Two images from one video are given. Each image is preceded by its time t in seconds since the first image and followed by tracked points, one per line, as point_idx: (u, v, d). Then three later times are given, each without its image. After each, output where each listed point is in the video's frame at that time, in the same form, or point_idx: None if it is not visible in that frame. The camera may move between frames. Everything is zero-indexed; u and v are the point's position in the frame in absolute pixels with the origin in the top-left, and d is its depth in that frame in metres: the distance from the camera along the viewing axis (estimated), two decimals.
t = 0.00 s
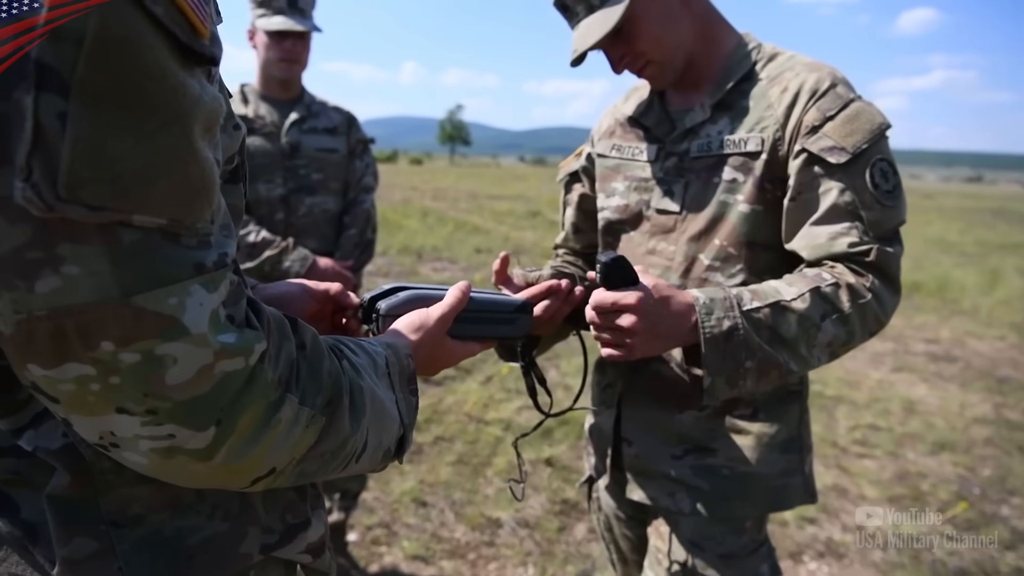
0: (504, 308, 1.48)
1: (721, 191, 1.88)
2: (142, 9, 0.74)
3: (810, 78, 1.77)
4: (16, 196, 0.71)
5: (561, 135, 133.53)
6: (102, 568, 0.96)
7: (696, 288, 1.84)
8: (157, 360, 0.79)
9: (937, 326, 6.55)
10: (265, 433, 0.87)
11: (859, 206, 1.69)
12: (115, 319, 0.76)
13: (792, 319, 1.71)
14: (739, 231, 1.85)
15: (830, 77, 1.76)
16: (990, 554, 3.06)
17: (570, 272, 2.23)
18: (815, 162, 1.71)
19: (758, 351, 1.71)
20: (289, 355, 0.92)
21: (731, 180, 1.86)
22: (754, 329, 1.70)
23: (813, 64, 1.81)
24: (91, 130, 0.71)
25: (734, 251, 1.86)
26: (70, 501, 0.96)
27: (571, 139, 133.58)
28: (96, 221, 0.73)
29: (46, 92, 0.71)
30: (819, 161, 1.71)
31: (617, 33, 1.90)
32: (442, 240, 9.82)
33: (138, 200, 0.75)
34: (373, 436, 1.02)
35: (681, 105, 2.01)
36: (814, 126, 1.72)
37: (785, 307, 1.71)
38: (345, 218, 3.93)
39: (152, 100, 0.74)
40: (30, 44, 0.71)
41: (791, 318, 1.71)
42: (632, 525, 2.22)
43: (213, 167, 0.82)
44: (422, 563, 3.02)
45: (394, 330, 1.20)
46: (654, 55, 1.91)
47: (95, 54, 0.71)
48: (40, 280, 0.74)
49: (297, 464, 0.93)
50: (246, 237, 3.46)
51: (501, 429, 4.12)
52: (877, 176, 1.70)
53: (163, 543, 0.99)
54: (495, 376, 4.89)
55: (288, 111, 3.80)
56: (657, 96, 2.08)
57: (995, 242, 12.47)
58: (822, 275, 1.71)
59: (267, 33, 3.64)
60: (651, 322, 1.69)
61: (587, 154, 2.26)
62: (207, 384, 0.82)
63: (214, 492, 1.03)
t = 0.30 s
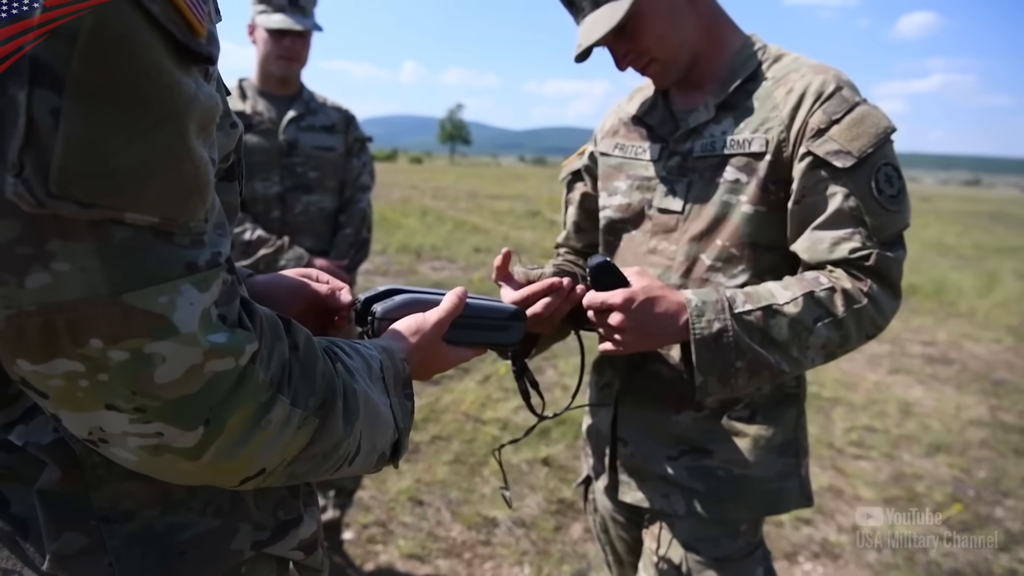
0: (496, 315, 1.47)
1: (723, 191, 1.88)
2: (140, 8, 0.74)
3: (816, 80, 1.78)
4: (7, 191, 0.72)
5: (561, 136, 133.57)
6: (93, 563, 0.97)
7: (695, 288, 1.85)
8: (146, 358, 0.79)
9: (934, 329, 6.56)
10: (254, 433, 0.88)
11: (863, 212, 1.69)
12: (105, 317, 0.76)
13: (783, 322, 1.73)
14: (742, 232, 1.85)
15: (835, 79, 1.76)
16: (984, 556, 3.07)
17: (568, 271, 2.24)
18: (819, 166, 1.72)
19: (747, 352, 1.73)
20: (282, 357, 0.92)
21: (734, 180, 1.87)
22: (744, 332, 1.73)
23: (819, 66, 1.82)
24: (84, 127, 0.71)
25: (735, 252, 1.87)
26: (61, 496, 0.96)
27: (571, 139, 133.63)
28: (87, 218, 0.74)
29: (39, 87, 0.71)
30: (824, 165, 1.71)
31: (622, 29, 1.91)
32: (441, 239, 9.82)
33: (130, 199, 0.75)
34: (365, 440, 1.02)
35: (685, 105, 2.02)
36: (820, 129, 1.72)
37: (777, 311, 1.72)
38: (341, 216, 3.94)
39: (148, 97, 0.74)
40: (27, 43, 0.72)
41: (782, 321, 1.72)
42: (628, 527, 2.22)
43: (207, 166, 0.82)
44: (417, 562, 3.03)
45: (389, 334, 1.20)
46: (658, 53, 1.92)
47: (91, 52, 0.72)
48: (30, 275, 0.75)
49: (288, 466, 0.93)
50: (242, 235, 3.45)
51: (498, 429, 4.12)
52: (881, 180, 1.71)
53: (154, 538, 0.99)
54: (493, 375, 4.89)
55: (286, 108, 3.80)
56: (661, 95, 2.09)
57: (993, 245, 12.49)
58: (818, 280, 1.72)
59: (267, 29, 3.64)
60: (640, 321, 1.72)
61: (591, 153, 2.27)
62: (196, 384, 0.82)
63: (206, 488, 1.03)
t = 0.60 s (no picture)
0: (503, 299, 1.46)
1: (735, 163, 1.87)
2: None
3: (825, 46, 1.76)
4: (25, 187, 0.72)
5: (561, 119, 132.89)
6: (126, 554, 0.97)
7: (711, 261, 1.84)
8: (170, 349, 0.79)
9: (945, 297, 6.52)
10: (279, 421, 0.87)
11: (880, 177, 1.68)
12: (127, 309, 0.76)
13: (801, 291, 1.72)
14: (756, 203, 1.84)
15: (846, 45, 1.75)
16: (1003, 521, 3.08)
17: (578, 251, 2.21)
18: (834, 133, 1.70)
19: (765, 321, 1.72)
20: (303, 345, 0.91)
21: (747, 151, 1.85)
22: (762, 301, 1.72)
23: (828, 32, 1.80)
24: (98, 119, 0.72)
25: (749, 224, 1.86)
26: (92, 489, 0.97)
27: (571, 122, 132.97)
28: (107, 210, 0.74)
29: (53, 81, 0.71)
30: (838, 132, 1.69)
31: (624, 5, 1.89)
32: (446, 227, 9.80)
33: (148, 190, 0.75)
34: (387, 427, 1.02)
35: (692, 78, 2.00)
36: (832, 96, 1.70)
37: (794, 279, 1.72)
38: (343, 207, 3.93)
39: (159, 88, 0.74)
40: (36, 36, 0.71)
41: (800, 289, 1.72)
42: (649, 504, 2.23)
43: (220, 155, 0.82)
44: (438, 546, 3.05)
45: (403, 320, 1.19)
46: (662, 27, 1.90)
47: (101, 45, 0.72)
48: (52, 271, 0.74)
49: (312, 453, 0.93)
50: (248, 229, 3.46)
51: (512, 412, 4.13)
52: (897, 145, 1.69)
53: (184, 528, 1.00)
54: (504, 359, 4.90)
55: (285, 101, 3.79)
56: (667, 69, 2.07)
57: (1002, 211, 12.39)
58: (836, 247, 1.71)
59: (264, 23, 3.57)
60: (656, 292, 1.73)
61: (597, 132, 2.25)
62: (221, 372, 0.82)
63: (233, 476, 1.04)
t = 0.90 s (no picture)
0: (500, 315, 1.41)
1: (739, 187, 1.88)
2: (137, 10, 0.73)
3: (829, 72, 1.78)
4: (4, 199, 0.70)
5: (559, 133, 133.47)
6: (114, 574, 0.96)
7: (713, 284, 1.85)
8: (146, 370, 0.76)
9: (939, 317, 6.55)
10: (262, 449, 0.85)
11: (880, 204, 1.70)
12: (103, 327, 0.74)
13: (802, 317, 1.73)
14: (759, 227, 1.85)
15: (849, 72, 1.77)
16: (996, 543, 3.07)
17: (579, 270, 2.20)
18: (836, 159, 1.71)
19: (766, 347, 1.74)
20: (292, 371, 0.89)
21: (750, 175, 1.87)
22: (762, 326, 1.73)
23: (832, 58, 1.82)
24: (80, 129, 0.69)
25: (753, 248, 1.87)
26: (80, 509, 0.95)
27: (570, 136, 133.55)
28: (85, 225, 0.72)
29: (35, 92, 0.70)
30: (840, 158, 1.71)
31: (629, 25, 1.90)
32: (444, 239, 9.82)
33: (129, 205, 0.72)
34: (378, 462, 0.99)
35: (695, 99, 2.02)
36: (835, 122, 1.72)
37: (795, 305, 1.73)
38: (340, 219, 3.94)
39: (146, 99, 0.72)
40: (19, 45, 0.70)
41: (801, 316, 1.73)
42: (643, 526, 2.23)
43: (212, 171, 0.80)
44: (430, 562, 3.03)
45: (396, 352, 1.16)
46: (666, 48, 1.92)
47: (86, 54, 0.70)
48: (27, 287, 0.73)
49: (296, 486, 0.91)
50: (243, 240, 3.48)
51: (506, 427, 4.13)
52: (898, 172, 1.71)
53: (175, 544, 1.00)
54: (499, 374, 4.90)
55: (285, 112, 3.81)
56: (671, 89, 2.09)
57: (996, 232, 12.45)
58: (836, 273, 1.72)
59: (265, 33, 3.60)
60: (658, 317, 1.74)
61: (599, 150, 2.27)
62: (200, 397, 0.80)
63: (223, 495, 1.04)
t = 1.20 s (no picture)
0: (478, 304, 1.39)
1: (733, 174, 1.88)
2: None
3: (823, 61, 1.78)
4: None
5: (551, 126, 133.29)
6: (106, 563, 0.96)
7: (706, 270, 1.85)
8: (116, 362, 0.73)
9: (929, 308, 6.60)
10: (240, 451, 0.81)
11: (873, 191, 1.70)
12: (71, 315, 0.71)
13: (795, 301, 1.73)
14: (752, 214, 1.85)
15: (842, 60, 1.77)
16: (985, 531, 3.11)
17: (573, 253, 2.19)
18: (829, 146, 1.71)
19: (758, 331, 1.74)
20: (275, 371, 0.86)
21: (744, 163, 1.87)
22: (756, 309, 1.73)
23: (825, 47, 1.82)
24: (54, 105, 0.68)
25: (746, 235, 1.87)
26: (70, 498, 0.96)
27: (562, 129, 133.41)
28: (58, 203, 0.70)
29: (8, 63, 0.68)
30: (833, 146, 1.71)
31: (625, 10, 1.88)
32: (435, 230, 9.80)
33: (106, 186, 0.70)
34: (360, 466, 0.96)
35: (688, 88, 2.02)
36: (828, 110, 1.72)
37: (788, 290, 1.73)
38: (332, 209, 3.92)
39: (128, 76, 0.70)
40: None
41: (793, 300, 1.73)
42: (634, 512, 2.24)
43: (197, 156, 0.77)
44: (423, 552, 3.03)
45: (380, 350, 1.13)
46: (661, 35, 1.90)
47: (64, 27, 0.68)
48: None
49: (273, 492, 0.87)
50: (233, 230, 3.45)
51: (499, 418, 4.13)
52: (889, 159, 1.71)
53: (166, 534, 0.99)
54: (492, 365, 4.90)
55: (275, 101, 3.78)
56: (663, 78, 2.09)
57: (986, 223, 12.54)
58: (829, 258, 1.72)
59: (255, 23, 3.57)
60: (652, 301, 1.73)
61: (589, 138, 2.26)
62: (173, 393, 0.76)
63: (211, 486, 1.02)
